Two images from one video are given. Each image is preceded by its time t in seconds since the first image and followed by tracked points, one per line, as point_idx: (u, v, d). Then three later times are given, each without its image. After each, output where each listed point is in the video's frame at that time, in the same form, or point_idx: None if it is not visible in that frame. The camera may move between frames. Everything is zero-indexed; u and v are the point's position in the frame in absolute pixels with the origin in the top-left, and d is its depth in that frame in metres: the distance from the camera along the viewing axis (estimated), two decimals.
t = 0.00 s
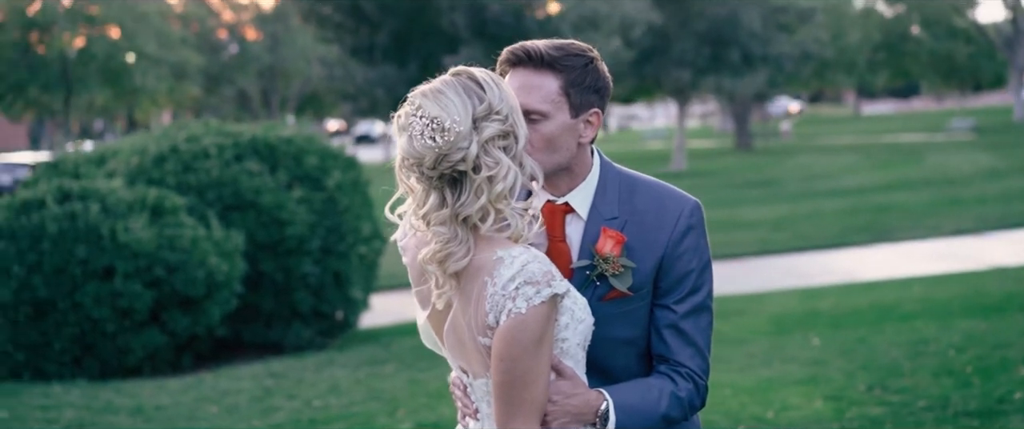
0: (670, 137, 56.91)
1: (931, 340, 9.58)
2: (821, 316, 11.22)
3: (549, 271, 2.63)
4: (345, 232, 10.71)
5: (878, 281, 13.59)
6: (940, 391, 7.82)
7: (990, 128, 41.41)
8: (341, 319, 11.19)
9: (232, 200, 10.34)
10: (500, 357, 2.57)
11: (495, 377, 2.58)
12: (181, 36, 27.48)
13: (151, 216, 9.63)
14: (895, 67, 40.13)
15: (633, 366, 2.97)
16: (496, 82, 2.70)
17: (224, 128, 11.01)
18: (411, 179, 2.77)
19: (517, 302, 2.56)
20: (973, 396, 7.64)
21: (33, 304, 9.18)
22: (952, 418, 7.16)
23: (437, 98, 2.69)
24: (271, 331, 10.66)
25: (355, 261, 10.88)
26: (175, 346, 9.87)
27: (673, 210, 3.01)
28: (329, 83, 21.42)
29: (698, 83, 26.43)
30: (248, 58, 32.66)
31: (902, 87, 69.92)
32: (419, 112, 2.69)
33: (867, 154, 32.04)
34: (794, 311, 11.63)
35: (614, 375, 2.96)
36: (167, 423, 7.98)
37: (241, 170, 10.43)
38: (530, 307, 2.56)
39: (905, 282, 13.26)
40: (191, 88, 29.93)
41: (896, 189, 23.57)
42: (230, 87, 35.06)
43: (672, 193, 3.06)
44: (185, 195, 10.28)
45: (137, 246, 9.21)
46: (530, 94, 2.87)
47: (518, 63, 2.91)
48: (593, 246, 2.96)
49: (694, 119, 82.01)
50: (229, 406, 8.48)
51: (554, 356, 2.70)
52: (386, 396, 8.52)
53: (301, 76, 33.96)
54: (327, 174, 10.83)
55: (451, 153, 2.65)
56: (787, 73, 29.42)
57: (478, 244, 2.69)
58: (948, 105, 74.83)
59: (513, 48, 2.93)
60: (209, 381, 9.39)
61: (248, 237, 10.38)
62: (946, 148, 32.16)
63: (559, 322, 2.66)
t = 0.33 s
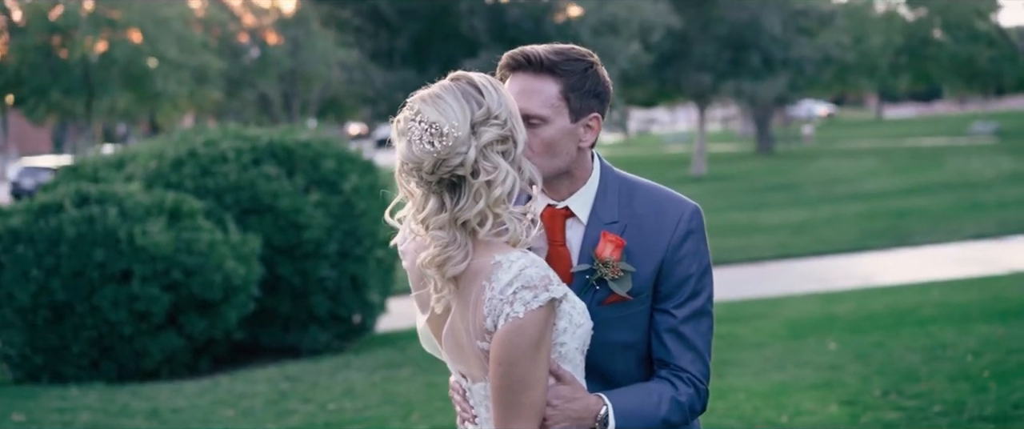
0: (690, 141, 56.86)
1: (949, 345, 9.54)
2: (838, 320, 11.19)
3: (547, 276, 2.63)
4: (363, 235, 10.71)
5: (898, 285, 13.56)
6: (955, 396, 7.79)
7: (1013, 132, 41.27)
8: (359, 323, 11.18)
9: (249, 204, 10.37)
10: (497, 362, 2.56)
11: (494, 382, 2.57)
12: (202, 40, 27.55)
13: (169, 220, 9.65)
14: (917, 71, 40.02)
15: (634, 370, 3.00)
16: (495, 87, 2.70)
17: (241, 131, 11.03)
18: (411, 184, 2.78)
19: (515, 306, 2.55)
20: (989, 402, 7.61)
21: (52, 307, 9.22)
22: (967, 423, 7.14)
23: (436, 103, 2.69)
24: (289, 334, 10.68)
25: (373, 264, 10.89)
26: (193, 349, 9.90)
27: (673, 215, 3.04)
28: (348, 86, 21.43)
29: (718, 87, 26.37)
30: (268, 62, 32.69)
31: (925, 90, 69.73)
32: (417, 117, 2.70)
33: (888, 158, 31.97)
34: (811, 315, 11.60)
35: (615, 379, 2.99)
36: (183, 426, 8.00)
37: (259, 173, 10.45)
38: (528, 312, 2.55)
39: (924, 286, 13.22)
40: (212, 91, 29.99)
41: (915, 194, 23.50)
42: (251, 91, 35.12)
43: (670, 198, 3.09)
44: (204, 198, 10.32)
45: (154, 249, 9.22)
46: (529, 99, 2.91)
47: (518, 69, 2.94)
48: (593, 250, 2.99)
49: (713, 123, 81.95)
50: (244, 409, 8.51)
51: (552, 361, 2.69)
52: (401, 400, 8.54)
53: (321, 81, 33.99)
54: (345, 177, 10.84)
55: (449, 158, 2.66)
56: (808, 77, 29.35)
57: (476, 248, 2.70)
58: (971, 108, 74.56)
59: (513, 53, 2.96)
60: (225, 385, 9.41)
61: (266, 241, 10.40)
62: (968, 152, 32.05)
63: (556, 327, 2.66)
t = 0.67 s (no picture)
0: (711, 144, 56.71)
1: (966, 349, 9.51)
2: (855, 324, 11.17)
3: (544, 279, 2.63)
4: (380, 238, 10.72)
5: (917, 289, 13.52)
6: (971, 400, 7.76)
7: None
8: (376, 326, 11.18)
9: (267, 206, 10.41)
10: (495, 364, 2.56)
11: (492, 384, 2.58)
12: (223, 43, 27.61)
13: (186, 223, 9.67)
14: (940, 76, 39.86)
15: (636, 374, 3.01)
16: (495, 91, 2.71)
17: (259, 135, 11.05)
18: (412, 187, 2.79)
19: (513, 309, 2.56)
20: (1004, 406, 7.59)
21: (70, 309, 9.28)
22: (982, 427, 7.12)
23: (436, 106, 2.70)
24: (305, 337, 10.69)
25: (390, 267, 10.89)
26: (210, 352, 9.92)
27: (674, 218, 3.05)
28: (367, 90, 21.42)
29: (739, 90, 26.31)
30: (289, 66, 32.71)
31: (947, 94, 69.50)
32: (418, 120, 2.71)
33: (909, 162, 31.89)
34: (829, 319, 11.57)
35: (617, 383, 3.00)
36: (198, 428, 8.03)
37: (276, 176, 10.48)
38: (525, 315, 2.56)
39: (942, 290, 13.18)
40: (233, 95, 30.02)
41: (936, 197, 23.45)
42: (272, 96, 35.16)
43: (672, 202, 3.10)
44: (221, 202, 10.35)
45: (171, 252, 9.25)
46: (531, 102, 2.93)
47: (520, 72, 2.97)
48: (595, 253, 3.00)
49: (734, 127, 81.80)
50: (259, 412, 8.54)
51: (551, 363, 2.70)
52: (415, 403, 8.56)
53: (342, 85, 34.02)
54: (362, 181, 10.86)
55: (450, 161, 2.66)
56: (828, 81, 29.28)
57: (475, 251, 2.71)
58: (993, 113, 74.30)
59: (515, 57, 2.99)
60: (241, 387, 9.43)
61: (283, 244, 10.43)
62: (990, 156, 31.96)
63: (555, 330, 2.66)
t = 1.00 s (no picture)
0: (734, 147, 56.63)
1: (985, 353, 9.48)
2: (874, 327, 11.14)
3: (544, 279, 2.64)
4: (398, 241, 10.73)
5: (937, 293, 13.49)
6: (989, 404, 7.74)
7: None
8: (395, 328, 11.16)
9: (286, 209, 10.43)
10: (496, 364, 2.57)
11: (492, 383, 2.59)
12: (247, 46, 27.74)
13: (206, 226, 9.70)
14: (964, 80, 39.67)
15: (642, 374, 3.02)
16: (498, 92, 2.72)
17: (279, 137, 11.07)
18: (416, 187, 2.80)
19: (512, 309, 2.57)
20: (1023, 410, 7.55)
21: (90, 311, 9.33)
22: None
23: (439, 107, 2.71)
24: (325, 339, 10.70)
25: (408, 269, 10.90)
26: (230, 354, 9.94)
27: (678, 218, 3.06)
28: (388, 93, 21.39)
29: (761, 93, 26.27)
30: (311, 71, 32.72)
31: (971, 98, 69.24)
32: (421, 120, 2.72)
33: (932, 165, 31.79)
34: (847, 323, 11.54)
35: (622, 384, 3.01)
36: None
37: (296, 179, 10.50)
38: (525, 315, 2.56)
39: (963, 294, 13.13)
40: (256, 99, 30.05)
41: (958, 200, 23.36)
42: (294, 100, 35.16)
43: (675, 203, 3.11)
44: (241, 204, 10.37)
45: (191, 254, 9.28)
46: (536, 103, 2.94)
47: (524, 73, 2.97)
48: (599, 253, 3.01)
49: (758, 130, 81.78)
50: (277, 413, 8.57)
51: (551, 364, 2.71)
52: (432, 406, 8.57)
53: (364, 88, 34.02)
54: (381, 183, 10.87)
55: (452, 162, 2.67)
56: (851, 83, 29.19)
57: (477, 251, 2.72)
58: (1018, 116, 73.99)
59: (519, 58, 2.99)
60: (260, 389, 9.46)
61: (303, 247, 10.45)
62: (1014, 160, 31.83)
63: (554, 331, 2.66)
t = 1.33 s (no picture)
0: (757, 151, 56.52)
1: (1003, 356, 9.46)
2: (894, 330, 11.12)
3: (545, 273, 2.66)
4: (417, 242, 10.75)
5: (959, 296, 13.47)
6: (1007, 406, 7.72)
7: None
8: (414, 330, 11.16)
9: (306, 211, 10.45)
10: (497, 357, 2.59)
11: (494, 376, 2.60)
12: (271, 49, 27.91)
13: (226, 227, 9.74)
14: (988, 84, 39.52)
15: (648, 371, 3.04)
16: (503, 88, 2.74)
17: (299, 140, 11.10)
18: (422, 182, 2.81)
19: (513, 303, 2.59)
20: None
21: (110, 311, 9.35)
22: None
23: (444, 102, 2.74)
24: (344, 340, 10.70)
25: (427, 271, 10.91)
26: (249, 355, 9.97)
27: (684, 215, 3.07)
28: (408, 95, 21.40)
29: (783, 95, 26.26)
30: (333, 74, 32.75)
31: (995, 102, 68.96)
32: (426, 116, 2.74)
33: (955, 169, 31.68)
34: (867, 325, 11.53)
35: (629, 380, 3.02)
36: None
37: (315, 181, 10.53)
38: (526, 309, 2.59)
39: (984, 297, 13.09)
40: (279, 103, 30.11)
41: (980, 204, 23.28)
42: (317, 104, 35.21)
43: (683, 201, 3.12)
44: (261, 205, 10.40)
45: (211, 255, 9.32)
46: (542, 100, 2.96)
47: (530, 70, 2.99)
48: (606, 249, 3.02)
49: (782, 134, 81.74)
50: (295, 413, 8.60)
51: (551, 361, 2.72)
52: (449, 406, 8.60)
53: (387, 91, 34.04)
54: (399, 186, 10.90)
55: (457, 157, 2.70)
56: (874, 86, 29.09)
57: (479, 244, 2.73)
58: None
59: (527, 56, 3.02)
60: (279, 389, 9.49)
61: (322, 249, 10.47)
62: None
63: (556, 325, 2.68)
